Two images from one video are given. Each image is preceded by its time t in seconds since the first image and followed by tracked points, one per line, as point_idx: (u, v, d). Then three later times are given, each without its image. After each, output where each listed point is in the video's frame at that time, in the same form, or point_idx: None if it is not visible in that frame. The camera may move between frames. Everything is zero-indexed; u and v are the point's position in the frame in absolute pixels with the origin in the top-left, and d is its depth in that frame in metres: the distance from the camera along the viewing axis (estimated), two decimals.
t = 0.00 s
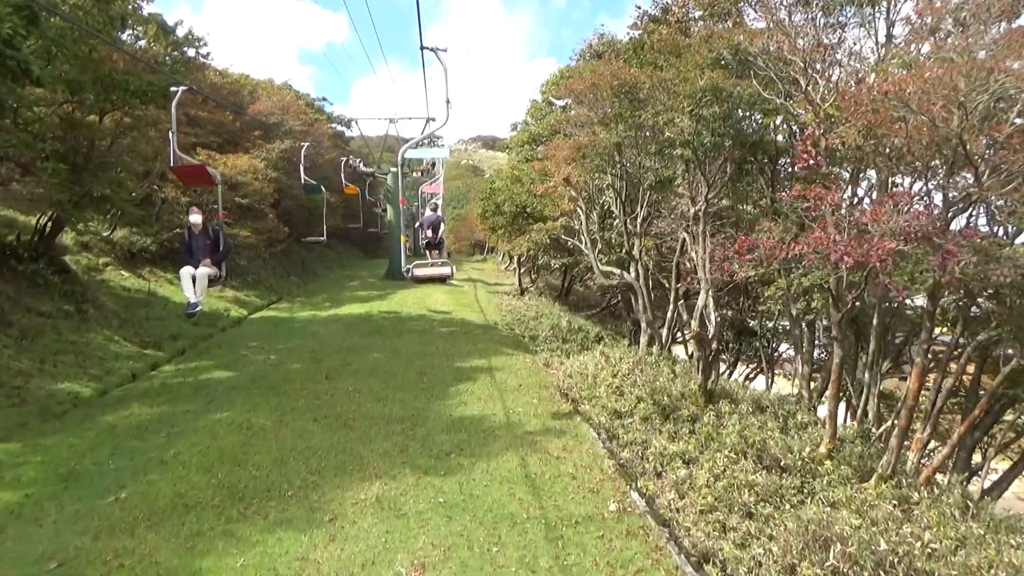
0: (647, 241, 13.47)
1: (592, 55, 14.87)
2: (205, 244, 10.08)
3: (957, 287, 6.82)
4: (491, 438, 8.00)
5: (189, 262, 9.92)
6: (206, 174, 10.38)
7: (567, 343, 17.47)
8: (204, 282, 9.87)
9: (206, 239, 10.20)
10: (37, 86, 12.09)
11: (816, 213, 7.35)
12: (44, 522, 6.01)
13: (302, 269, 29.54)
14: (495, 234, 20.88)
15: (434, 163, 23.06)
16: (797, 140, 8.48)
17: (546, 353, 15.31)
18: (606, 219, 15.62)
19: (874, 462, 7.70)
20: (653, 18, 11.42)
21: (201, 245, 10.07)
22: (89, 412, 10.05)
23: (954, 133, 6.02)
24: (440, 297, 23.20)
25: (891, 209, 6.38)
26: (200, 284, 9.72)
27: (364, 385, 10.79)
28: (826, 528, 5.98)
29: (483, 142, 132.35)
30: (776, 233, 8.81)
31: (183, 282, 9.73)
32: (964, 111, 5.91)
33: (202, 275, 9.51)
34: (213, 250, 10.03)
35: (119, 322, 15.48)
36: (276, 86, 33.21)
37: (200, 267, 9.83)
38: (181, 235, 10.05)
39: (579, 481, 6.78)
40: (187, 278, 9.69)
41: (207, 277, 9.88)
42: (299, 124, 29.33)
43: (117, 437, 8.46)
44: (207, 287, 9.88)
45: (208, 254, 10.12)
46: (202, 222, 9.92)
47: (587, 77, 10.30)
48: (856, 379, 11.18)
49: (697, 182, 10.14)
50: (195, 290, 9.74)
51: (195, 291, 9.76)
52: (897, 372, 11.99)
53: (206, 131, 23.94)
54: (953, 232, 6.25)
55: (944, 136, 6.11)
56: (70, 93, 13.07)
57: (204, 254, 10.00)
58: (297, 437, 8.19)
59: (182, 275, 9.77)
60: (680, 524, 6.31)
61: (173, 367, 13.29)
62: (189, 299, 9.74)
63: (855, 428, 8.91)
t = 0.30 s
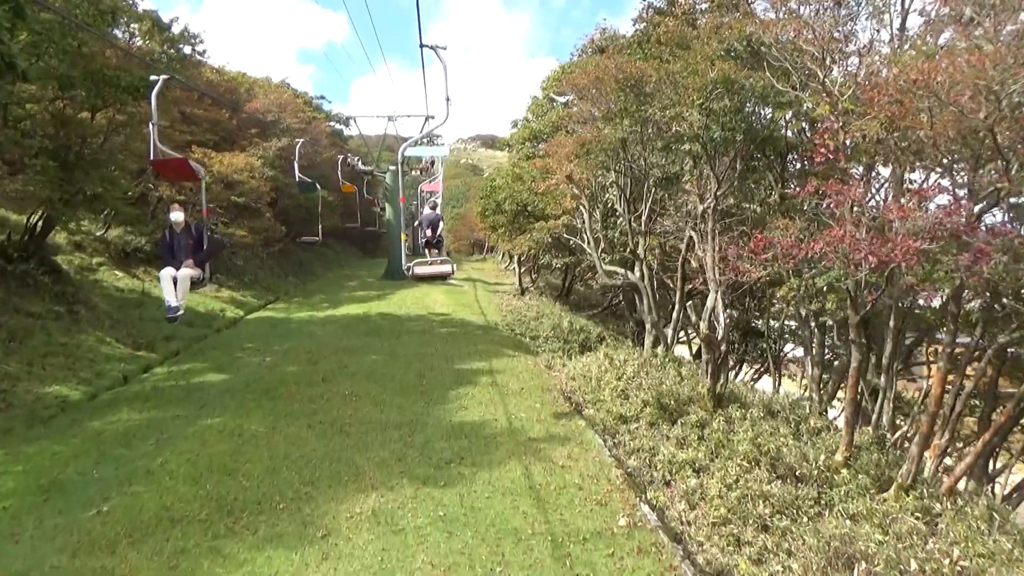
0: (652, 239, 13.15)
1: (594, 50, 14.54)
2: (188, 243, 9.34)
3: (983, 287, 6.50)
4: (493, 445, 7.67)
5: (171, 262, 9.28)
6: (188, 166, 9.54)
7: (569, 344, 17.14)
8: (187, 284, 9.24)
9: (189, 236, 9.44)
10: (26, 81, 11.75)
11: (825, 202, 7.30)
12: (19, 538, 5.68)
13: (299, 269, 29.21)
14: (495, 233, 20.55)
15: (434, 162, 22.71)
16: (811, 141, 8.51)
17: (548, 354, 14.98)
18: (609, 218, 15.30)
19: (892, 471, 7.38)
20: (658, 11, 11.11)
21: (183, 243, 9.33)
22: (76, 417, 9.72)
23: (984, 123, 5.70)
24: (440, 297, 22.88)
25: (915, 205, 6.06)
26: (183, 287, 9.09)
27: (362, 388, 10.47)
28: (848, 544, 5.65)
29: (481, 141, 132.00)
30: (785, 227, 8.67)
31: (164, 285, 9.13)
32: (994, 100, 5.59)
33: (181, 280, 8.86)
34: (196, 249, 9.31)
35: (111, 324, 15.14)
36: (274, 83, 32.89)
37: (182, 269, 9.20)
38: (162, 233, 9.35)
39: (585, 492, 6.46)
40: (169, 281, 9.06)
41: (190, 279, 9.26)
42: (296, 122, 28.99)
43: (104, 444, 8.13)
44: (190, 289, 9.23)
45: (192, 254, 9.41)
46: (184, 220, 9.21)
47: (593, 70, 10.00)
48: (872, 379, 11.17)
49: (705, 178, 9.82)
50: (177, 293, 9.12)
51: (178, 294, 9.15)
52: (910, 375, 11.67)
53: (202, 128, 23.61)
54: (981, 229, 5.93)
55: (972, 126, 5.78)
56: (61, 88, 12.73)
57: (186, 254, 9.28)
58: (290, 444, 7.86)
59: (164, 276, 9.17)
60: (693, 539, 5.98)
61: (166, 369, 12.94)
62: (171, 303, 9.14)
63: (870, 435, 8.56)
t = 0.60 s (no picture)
0: (658, 239, 12.82)
1: (597, 45, 14.22)
2: (168, 245, 8.84)
3: (1014, 289, 6.15)
4: (497, 454, 7.34)
5: (150, 264, 8.79)
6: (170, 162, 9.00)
7: (572, 346, 16.82)
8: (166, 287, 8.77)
9: (170, 237, 8.94)
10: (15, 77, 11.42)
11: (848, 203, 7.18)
12: None
13: (298, 269, 28.89)
14: (496, 233, 20.21)
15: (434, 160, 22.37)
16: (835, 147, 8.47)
17: (551, 357, 14.63)
18: (613, 217, 14.97)
19: (915, 481, 7.05)
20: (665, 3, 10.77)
21: (164, 244, 8.85)
22: (64, 424, 9.38)
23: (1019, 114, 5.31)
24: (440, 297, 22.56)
25: (943, 201, 5.72)
26: (161, 292, 8.62)
27: (360, 393, 10.13)
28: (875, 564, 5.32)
29: (481, 140, 131.67)
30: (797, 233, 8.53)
31: (141, 287, 8.68)
32: None
33: (158, 284, 8.39)
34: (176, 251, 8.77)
35: (105, 326, 14.81)
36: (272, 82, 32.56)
37: (161, 271, 8.72)
38: (141, 232, 8.87)
39: (595, 505, 6.12)
40: (146, 284, 8.60)
41: (170, 282, 8.78)
42: (295, 121, 28.67)
43: (92, 453, 7.80)
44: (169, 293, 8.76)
45: (173, 256, 8.91)
46: (163, 220, 8.64)
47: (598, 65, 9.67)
48: (889, 378, 11.14)
49: (716, 175, 9.48)
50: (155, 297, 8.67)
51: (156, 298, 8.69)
52: (924, 378, 11.34)
53: (199, 127, 23.29)
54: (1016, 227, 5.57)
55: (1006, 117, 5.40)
56: (52, 85, 12.43)
57: (166, 256, 8.79)
58: (285, 453, 7.52)
59: (142, 279, 8.70)
60: (710, 556, 5.65)
61: (160, 373, 12.62)
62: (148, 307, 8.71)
63: (889, 442, 8.24)
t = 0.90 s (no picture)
0: (663, 238, 12.50)
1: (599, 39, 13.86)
2: (144, 247, 8.44)
3: None
4: (500, 464, 7.00)
5: (125, 268, 8.33)
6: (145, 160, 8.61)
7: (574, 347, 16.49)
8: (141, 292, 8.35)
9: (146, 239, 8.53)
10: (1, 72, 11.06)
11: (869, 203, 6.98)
12: None
13: (296, 269, 28.55)
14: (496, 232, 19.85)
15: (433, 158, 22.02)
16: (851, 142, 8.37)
17: (553, 358, 14.31)
18: (617, 215, 14.63)
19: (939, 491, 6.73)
20: None
21: (139, 247, 8.44)
22: (50, 432, 9.03)
23: None
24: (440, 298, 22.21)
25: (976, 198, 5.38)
26: (136, 297, 8.13)
27: (358, 399, 9.79)
28: None
29: (480, 138, 131.25)
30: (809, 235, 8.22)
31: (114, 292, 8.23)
32: None
33: (133, 289, 7.98)
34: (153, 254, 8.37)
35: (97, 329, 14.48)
36: (269, 80, 32.21)
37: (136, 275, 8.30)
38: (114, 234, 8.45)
39: (605, 520, 5.79)
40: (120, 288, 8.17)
41: (145, 288, 8.29)
42: (292, 119, 28.31)
43: (76, 464, 7.46)
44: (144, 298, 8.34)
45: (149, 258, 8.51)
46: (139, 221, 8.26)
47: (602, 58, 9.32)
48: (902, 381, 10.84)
49: (726, 172, 9.15)
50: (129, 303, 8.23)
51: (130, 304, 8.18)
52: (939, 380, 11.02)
53: (195, 125, 22.94)
54: None
55: None
56: (40, 81, 12.07)
57: (142, 259, 8.38)
58: (278, 464, 7.18)
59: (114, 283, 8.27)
60: None
61: (152, 377, 12.28)
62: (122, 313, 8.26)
63: (909, 449, 7.91)
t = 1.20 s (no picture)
0: (669, 237, 12.19)
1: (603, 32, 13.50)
2: (118, 245, 7.14)
3: None
4: (503, 474, 6.67)
5: (95, 269, 7.09)
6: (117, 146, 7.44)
7: (577, 348, 16.17)
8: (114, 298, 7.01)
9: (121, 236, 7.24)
10: None
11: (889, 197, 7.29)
12: None
13: (295, 268, 28.22)
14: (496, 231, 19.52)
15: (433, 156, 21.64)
16: (867, 138, 8.91)
17: (556, 360, 13.97)
18: (622, 213, 14.30)
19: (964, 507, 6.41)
20: None
21: (111, 245, 7.13)
22: (35, 437, 8.69)
23: None
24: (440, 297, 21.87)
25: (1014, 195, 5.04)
26: (107, 302, 6.88)
27: (355, 403, 9.47)
28: None
29: (480, 136, 130.86)
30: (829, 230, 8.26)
31: (82, 298, 6.88)
32: None
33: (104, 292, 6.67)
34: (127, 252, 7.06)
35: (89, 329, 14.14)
36: (268, 76, 31.87)
37: (108, 278, 6.97)
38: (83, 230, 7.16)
39: (615, 537, 5.46)
40: (89, 294, 6.82)
41: (118, 292, 7.05)
42: (291, 116, 27.96)
43: (59, 473, 7.13)
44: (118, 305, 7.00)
45: (122, 258, 7.17)
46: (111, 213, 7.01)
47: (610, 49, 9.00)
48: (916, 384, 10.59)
49: (738, 168, 8.82)
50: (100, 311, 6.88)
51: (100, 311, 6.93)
52: (955, 384, 10.67)
53: (192, 122, 22.60)
54: None
55: None
56: (29, 74, 11.72)
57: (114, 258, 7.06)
58: (270, 473, 6.84)
59: (81, 287, 6.91)
60: None
61: (144, 380, 11.94)
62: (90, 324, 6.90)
63: (927, 458, 7.61)
